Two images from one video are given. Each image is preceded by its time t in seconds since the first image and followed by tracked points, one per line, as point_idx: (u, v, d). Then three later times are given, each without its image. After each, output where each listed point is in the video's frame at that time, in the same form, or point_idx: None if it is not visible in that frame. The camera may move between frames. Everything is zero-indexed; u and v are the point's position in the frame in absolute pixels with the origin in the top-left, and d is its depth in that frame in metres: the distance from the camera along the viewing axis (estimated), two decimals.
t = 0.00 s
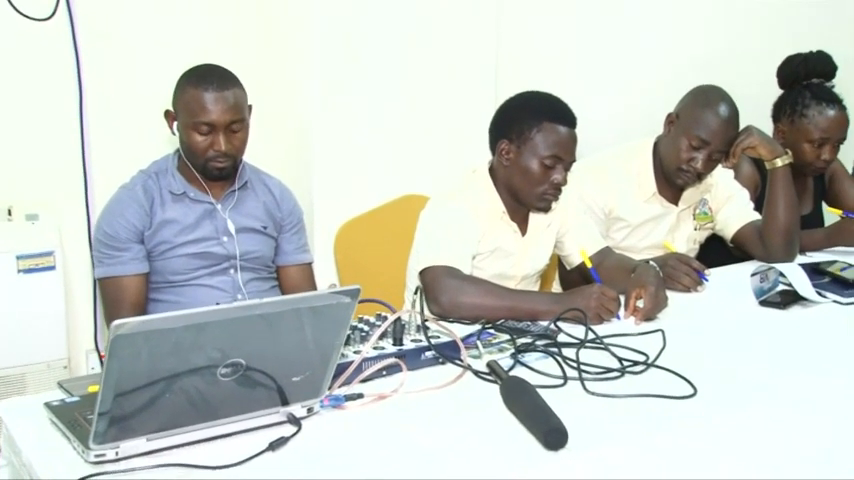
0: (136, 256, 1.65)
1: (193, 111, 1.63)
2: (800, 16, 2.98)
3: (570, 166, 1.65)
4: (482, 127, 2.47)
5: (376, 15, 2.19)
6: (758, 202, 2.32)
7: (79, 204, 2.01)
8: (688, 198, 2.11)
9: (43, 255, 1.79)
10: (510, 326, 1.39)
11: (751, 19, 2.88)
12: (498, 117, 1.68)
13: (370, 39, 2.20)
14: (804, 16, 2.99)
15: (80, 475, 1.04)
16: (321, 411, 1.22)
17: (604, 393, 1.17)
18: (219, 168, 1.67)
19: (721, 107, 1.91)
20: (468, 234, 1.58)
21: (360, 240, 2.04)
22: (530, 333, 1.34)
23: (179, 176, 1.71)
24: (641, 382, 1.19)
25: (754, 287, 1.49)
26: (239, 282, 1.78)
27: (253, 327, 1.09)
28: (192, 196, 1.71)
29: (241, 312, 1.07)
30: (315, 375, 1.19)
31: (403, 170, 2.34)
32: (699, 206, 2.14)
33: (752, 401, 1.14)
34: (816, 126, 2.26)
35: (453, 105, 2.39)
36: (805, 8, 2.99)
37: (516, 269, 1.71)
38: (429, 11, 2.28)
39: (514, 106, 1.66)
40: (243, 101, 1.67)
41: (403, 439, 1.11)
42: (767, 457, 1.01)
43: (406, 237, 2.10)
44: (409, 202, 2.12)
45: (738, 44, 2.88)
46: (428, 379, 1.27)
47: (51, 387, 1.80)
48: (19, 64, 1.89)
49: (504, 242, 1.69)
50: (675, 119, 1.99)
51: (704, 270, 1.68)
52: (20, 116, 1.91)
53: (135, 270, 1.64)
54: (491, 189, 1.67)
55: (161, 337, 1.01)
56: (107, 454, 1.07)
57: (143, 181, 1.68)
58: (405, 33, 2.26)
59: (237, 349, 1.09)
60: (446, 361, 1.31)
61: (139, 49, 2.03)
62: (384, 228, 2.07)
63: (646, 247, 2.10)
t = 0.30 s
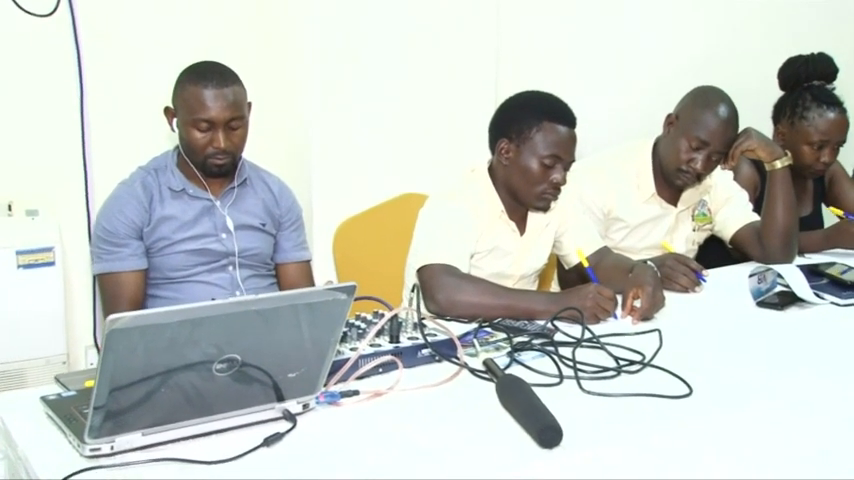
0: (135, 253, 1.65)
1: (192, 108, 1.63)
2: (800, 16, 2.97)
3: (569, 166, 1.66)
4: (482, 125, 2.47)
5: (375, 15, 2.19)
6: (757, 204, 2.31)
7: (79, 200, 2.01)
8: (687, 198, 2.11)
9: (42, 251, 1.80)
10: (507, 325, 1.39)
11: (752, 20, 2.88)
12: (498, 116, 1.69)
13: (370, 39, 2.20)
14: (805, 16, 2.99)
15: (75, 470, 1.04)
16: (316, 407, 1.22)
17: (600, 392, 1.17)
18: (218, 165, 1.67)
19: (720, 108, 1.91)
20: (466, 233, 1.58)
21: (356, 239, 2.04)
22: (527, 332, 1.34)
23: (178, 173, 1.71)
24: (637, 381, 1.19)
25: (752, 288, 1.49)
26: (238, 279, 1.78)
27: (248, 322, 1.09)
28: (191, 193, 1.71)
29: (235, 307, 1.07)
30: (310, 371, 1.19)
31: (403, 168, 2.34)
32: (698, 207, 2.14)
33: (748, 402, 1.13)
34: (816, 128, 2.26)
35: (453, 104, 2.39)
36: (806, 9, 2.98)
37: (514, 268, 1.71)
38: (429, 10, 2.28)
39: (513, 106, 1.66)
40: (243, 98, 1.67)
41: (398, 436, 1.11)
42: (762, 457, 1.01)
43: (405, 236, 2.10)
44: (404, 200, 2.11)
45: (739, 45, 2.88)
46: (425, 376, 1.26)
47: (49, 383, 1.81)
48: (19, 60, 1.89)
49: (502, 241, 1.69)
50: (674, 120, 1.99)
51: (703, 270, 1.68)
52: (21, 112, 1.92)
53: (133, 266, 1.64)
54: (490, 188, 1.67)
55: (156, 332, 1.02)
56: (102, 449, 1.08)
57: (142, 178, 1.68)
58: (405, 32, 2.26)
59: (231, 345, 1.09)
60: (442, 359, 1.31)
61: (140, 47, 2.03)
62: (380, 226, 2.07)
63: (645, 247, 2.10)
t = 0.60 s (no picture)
0: (133, 249, 1.65)
1: (192, 104, 1.63)
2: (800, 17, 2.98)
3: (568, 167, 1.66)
4: (482, 124, 2.46)
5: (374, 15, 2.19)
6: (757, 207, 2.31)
7: (78, 196, 2.01)
8: (686, 198, 2.12)
9: (41, 245, 1.80)
10: (504, 324, 1.39)
11: (752, 20, 2.88)
12: (497, 116, 1.69)
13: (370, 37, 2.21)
14: (805, 16, 2.99)
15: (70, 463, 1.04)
16: (312, 404, 1.22)
17: (596, 392, 1.17)
18: (218, 161, 1.67)
19: (719, 106, 1.91)
20: (464, 232, 1.58)
21: (357, 236, 2.03)
22: (524, 331, 1.34)
23: (177, 169, 1.71)
24: (634, 381, 1.19)
25: (748, 289, 1.49)
26: (236, 275, 1.78)
27: (245, 318, 1.10)
28: (191, 189, 1.71)
29: (231, 302, 1.07)
30: (306, 367, 1.19)
31: (402, 166, 2.34)
32: (696, 207, 2.14)
33: (742, 403, 1.13)
34: (814, 130, 2.26)
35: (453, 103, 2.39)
36: (806, 8, 2.98)
37: (512, 267, 1.71)
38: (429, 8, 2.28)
39: (513, 105, 1.66)
40: (243, 95, 1.67)
41: (395, 433, 1.11)
42: (758, 458, 1.01)
43: (404, 235, 2.10)
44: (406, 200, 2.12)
45: (739, 46, 2.88)
46: (421, 374, 1.26)
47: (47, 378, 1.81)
48: (19, 55, 1.89)
49: (501, 240, 1.69)
50: (673, 120, 1.99)
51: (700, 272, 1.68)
52: (21, 107, 1.92)
53: (131, 261, 1.64)
54: (489, 187, 1.67)
55: (152, 326, 1.02)
56: (97, 443, 1.08)
57: (142, 173, 1.69)
58: (405, 31, 2.26)
59: (228, 339, 1.09)
60: (439, 357, 1.31)
61: (141, 45, 2.04)
62: (380, 224, 2.07)
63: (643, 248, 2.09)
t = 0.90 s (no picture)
0: (137, 254, 1.65)
1: (197, 109, 1.63)
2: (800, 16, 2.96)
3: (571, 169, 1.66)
4: (484, 126, 2.46)
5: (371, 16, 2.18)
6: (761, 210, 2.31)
7: (81, 200, 2.01)
8: (690, 201, 2.11)
9: (44, 252, 1.80)
10: (510, 330, 1.39)
11: (752, 21, 2.87)
12: (499, 121, 1.69)
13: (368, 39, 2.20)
14: (805, 17, 2.97)
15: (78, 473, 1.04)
16: (320, 411, 1.22)
17: (604, 397, 1.17)
18: (222, 167, 1.67)
19: (724, 109, 1.94)
20: (469, 238, 1.58)
21: (361, 241, 2.03)
22: (530, 337, 1.34)
23: (181, 175, 1.71)
24: (641, 387, 1.19)
25: (754, 294, 1.49)
26: (240, 281, 1.78)
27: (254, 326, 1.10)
28: (195, 195, 1.71)
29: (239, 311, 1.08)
30: (313, 375, 1.19)
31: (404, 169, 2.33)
32: (700, 212, 2.13)
33: (751, 409, 1.13)
34: (819, 135, 2.26)
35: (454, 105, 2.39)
36: (806, 8, 2.96)
37: (516, 273, 1.71)
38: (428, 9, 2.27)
39: (515, 110, 1.67)
40: (246, 101, 1.67)
41: (402, 441, 1.11)
42: (765, 463, 1.01)
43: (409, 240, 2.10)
44: (411, 205, 2.12)
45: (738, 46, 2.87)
46: (428, 381, 1.26)
47: (50, 385, 1.80)
48: (20, 60, 1.89)
49: (505, 245, 1.68)
50: (678, 125, 1.99)
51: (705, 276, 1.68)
52: (22, 113, 1.91)
53: (136, 268, 1.64)
54: (493, 193, 1.67)
55: (161, 334, 1.02)
56: (104, 452, 1.08)
57: (146, 178, 1.68)
58: (406, 33, 2.25)
59: (236, 347, 1.09)
60: (446, 364, 1.30)
61: (141, 48, 2.03)
62: (385, 230, 2.07)
63: (648, 253, 2.10)
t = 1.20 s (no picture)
0: (91, 260, 1.62)
1: (153, 110, 1.61)
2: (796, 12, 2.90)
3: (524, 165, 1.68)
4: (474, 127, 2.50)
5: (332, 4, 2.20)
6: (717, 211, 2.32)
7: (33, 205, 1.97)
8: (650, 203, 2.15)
9: None
10: (474, 333, 1.39)
11: (752, 21, 2.84)
12: (451, 125, 1.72)
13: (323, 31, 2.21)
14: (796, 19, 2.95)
15: None
16: (283, 419, 1.21)
17: (569, 400, 1.17)
18: (180, 169, 1.64)
19: (682, 112, 2.00)
20: (427, 243, 1.57)
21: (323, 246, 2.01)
22: (495, 340, 1.34)
23: (137, 178, 1.68)
24: (606, 389, 1.19)
25: (713, 295, 1.51)
26: (199, 286, 1.74)
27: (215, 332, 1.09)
28: (152, 199, 1.68)
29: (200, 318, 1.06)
30: (278, 382, 1.18)
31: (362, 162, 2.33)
32: (660, 213, 2.16)
33: (715, 407, 1.14)
34: (771, 137, 2.30)
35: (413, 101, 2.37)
36: (806, 8, 2.92)
37: (479, 275, 1.71)
38: None
39: (464, 112, 1.69)
40: (204, 101, 1.65)
41: (368, 448, 1.10)
42: (733, 463, 1.01)
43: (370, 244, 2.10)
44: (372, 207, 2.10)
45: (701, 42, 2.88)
46: (392, 386, 1.25)
47: None
48: None
49: (464, 248, 1.68)
50: (639, 126, 2.03)
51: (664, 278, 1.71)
52: None
53: (90, 274, 1.61)
54: (452, 193, 1.68)
55: (121, 343, 1.00)
56: (60, 466, 1.06)
57: (101, 183, 1.66)
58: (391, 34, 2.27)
59: (199, 355, 1.08)
60: (411, 368, 1.29)
61: (115, 48, 2.02)
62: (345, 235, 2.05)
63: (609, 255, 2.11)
